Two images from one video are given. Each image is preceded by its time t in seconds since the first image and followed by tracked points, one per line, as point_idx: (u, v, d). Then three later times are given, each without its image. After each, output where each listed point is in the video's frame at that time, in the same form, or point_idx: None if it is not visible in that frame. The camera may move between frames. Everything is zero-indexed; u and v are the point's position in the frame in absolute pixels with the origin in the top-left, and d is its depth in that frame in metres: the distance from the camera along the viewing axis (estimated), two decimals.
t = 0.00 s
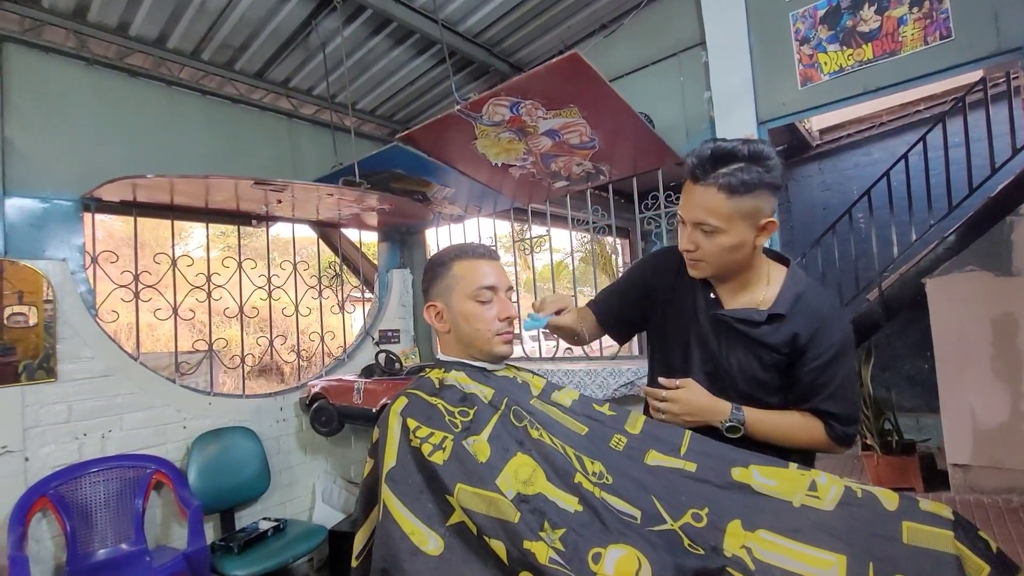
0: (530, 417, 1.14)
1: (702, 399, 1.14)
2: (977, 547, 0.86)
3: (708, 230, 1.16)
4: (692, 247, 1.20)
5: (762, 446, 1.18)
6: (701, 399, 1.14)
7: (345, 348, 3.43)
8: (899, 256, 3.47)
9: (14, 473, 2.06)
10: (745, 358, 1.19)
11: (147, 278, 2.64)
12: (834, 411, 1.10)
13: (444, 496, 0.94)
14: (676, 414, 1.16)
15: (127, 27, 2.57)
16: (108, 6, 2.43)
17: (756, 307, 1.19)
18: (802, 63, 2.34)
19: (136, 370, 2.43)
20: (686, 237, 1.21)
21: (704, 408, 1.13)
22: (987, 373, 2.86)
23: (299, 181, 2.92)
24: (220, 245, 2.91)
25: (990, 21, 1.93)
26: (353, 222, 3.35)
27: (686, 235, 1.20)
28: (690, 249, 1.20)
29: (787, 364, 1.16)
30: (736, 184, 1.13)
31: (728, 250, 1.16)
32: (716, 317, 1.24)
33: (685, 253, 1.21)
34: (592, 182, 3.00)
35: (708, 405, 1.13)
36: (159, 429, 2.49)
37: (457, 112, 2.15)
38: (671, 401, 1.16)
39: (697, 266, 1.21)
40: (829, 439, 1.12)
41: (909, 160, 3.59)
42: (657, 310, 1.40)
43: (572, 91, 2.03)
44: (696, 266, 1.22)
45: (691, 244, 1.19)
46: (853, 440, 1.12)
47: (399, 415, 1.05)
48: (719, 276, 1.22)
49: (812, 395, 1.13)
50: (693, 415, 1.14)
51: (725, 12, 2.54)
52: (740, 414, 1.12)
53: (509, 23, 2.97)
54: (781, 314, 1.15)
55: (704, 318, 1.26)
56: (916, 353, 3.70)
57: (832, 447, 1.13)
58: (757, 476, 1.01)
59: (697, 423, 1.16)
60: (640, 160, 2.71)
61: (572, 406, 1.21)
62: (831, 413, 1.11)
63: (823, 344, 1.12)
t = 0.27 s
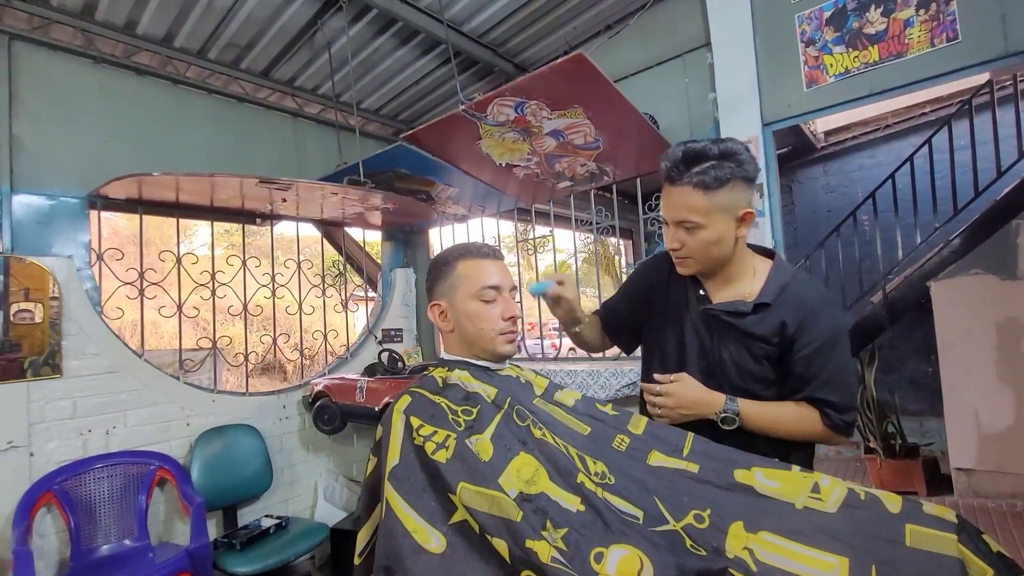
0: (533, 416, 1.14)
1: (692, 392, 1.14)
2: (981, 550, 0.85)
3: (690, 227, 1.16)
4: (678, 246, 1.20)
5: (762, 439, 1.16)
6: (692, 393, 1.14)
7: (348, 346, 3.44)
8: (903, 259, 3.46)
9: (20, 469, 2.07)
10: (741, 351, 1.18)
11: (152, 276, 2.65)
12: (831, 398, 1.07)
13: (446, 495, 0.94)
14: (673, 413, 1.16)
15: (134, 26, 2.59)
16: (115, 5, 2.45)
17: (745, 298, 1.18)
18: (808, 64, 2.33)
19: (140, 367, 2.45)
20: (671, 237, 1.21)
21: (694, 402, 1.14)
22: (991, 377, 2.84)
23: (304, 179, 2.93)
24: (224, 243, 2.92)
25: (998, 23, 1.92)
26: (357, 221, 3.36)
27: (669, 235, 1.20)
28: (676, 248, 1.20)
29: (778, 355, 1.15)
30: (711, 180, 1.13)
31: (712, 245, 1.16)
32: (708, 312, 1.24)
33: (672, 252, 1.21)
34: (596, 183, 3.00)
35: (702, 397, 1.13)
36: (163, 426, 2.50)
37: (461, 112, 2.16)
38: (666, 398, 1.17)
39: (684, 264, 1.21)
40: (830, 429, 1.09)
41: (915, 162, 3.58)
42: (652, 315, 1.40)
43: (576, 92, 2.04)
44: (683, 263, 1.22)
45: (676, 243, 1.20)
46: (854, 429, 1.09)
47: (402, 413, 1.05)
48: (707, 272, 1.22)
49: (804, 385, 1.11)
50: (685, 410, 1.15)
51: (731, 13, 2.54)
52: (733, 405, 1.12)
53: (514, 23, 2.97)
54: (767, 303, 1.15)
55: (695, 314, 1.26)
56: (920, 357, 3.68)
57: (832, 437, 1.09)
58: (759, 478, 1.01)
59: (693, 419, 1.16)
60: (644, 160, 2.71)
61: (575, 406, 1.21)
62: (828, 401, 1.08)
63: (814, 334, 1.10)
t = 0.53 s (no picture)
0: (534, 416, 1.14)
1: (612, 368, 1.29)
2: (983, 553, 0.84)
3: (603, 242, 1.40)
4: (593, 261, 1.43)
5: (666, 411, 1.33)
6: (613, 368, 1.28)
7: (349, 346, 3.44)
8: (905, 259, 3.46)
9: (21, 468, 2.07)
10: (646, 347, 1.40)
11: (153, 276, 2.66)
12: (715, 366, 1.30)
13: (447, 495, 0.94)
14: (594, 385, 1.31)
15: (135, 26, 2.59)
16: (117, 5, 2.45)
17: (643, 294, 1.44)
18: (809, 64, 2.33)
19: (141, 366, 2.45)
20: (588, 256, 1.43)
21: (614, 375, 1.28)
22: (993, 377, 2.84)
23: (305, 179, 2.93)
24: (225, 243, 2.93)
25: (1001, 23, 1.92)
26: (358, 221, 3.36)
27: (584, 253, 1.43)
28: (591, 264, 1.43)
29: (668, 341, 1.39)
30: (613, 205, 1.40)
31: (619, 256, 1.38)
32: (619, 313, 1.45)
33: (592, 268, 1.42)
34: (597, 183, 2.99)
35: (620, 375, 1.27)
36: (164, 426, 2.51)
37: (462, 112, 2.16)
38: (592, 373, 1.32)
39: (599, 275, 1.43)
40: (715, 392, 1.30)
41: (916, 163, 3.57)
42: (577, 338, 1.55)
43: (577, 92, 2.04)
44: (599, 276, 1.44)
45: (593, 259, 1.41)
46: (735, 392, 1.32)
47: (403, 413, 1.05)
48: (612, 283, 1.45)
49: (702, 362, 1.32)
50: (606, 383, 1.29)
51: (732, 13, 2.53)
52: (646, 381, 1.27)
53: (515, 23, 2.97)
54: (654, 297, 1.41)
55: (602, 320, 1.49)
56: (922, 358, 3.68)
57: (719, 402, 1.30)
58: (760, 479, 1.01)
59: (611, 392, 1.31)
60: (645, 160, 2.70)
61: (576, 406, 1.21)
62: (712, 371, 1.30)
63: (693, 318, 1.36)
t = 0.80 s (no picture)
0: (536, 415, 1.14)
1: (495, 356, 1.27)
2: (987, 555, 0.84)
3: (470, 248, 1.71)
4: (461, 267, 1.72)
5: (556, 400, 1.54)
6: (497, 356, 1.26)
7: (351, 346, 3.44)
8: (907, 260, 3.45)
9: (23, 466, 2.08)
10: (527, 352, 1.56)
11: (156, 275, 2.66)
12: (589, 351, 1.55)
13: (448, 494, 0.94)
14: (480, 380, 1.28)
15: (138, 25, 2.60)
16: (120, 5, 2.46)
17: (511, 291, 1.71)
18: (812, 65, 2.32)
19: (143, 365, 2.45)
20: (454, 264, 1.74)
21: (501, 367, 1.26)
22: (996, 379, 2.83)
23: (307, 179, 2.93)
24: (227, 243, 2.93)
25: (1004, 24, 1.91)
26: (360, 221, 3.36)
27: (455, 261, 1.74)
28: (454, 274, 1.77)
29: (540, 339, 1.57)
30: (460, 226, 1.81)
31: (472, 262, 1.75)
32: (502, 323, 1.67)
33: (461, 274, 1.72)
34: (598, 183, 2.99)
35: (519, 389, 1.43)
36: (166, 425, 2.51)
37: (464, 112, 2.16)
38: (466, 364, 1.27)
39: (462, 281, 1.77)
40: (593, 370, 1.54)
41: (919, 163, 3.56)
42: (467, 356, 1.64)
43: (579, 92, 2.04)
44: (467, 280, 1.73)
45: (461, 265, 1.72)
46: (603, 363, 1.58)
47: (405, 413, 1.06)
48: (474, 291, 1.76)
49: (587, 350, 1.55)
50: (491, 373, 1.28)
51: (734, 12, 2.53)
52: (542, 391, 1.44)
53: (517, 23, 2.97)
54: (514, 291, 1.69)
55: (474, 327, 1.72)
56: (923, 359, 3.67)
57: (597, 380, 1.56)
58: (762, 480, 1.01)
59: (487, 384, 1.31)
60: (647, 160, 2.70)
61: (577, 406, 1.21)
62: (587, 355, 1.54)
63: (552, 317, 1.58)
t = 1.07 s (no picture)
0: (539, 413, 1.14)
1: (342, 383, 1.14)
2: (994, 556, 0.84)
3: (353, 243, 1.31)
4: (332, 266, 1.30)
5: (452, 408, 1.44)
6: (345, 384, 1.14)
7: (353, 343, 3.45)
8: (912, 259, 3.43)
9: (26, 461, 2.09)
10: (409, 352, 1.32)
11: (159, 270, 2.66)
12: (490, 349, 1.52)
13: (452, 492, 0.94)
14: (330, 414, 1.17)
15: (141, 20, 2.59)
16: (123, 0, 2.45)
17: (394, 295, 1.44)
18: (818, 61, 2.30)
19: (146, 360, 2.45)
20: (323, 262, 1.31)
21: (344, 393, 1.13)
22: (1000, 379, 2.81)
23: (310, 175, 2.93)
24: (230, 239, 2.93)
25: (1014, 21, 1.89)
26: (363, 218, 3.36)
27: (325, 259, 1.30)
28: (343, 269, 1.29)
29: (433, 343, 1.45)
30: (347, 209, 1.33)
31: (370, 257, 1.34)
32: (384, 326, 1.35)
33: (334, 275, 1.30)
34: (602, 181, 2.98)
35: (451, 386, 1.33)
36: (168, 421, 2.51)
37: (468, 108, 2.15)
38: (317, 393, 1.17)
39: (354, 279, 1.31)
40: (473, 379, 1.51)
41: (925, 162, 3.54)
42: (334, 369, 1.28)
43: (584, 88, 2.03)
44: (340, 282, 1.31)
45: (339, 263, 1.29)
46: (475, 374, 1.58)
47: (407, 410, 1.04)
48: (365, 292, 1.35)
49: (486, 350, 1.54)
50: (340, 402, 1.15)
51: (740, 8, 2.51)
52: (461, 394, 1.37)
53: (521, 19, 2.95)
54: (408, 295, 1.42)
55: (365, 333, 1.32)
56: (927, 358, 3.66)
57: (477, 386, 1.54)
58: (769, 476, 1.00)
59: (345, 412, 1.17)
60: (651, 157, 2.69)
61: (580, 404, 1.21)
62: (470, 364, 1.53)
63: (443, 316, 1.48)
